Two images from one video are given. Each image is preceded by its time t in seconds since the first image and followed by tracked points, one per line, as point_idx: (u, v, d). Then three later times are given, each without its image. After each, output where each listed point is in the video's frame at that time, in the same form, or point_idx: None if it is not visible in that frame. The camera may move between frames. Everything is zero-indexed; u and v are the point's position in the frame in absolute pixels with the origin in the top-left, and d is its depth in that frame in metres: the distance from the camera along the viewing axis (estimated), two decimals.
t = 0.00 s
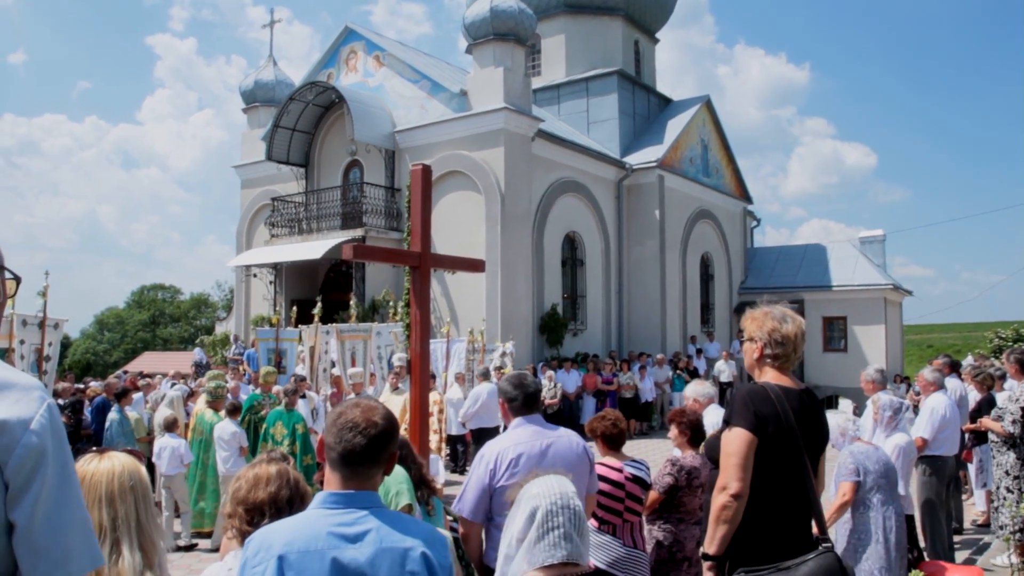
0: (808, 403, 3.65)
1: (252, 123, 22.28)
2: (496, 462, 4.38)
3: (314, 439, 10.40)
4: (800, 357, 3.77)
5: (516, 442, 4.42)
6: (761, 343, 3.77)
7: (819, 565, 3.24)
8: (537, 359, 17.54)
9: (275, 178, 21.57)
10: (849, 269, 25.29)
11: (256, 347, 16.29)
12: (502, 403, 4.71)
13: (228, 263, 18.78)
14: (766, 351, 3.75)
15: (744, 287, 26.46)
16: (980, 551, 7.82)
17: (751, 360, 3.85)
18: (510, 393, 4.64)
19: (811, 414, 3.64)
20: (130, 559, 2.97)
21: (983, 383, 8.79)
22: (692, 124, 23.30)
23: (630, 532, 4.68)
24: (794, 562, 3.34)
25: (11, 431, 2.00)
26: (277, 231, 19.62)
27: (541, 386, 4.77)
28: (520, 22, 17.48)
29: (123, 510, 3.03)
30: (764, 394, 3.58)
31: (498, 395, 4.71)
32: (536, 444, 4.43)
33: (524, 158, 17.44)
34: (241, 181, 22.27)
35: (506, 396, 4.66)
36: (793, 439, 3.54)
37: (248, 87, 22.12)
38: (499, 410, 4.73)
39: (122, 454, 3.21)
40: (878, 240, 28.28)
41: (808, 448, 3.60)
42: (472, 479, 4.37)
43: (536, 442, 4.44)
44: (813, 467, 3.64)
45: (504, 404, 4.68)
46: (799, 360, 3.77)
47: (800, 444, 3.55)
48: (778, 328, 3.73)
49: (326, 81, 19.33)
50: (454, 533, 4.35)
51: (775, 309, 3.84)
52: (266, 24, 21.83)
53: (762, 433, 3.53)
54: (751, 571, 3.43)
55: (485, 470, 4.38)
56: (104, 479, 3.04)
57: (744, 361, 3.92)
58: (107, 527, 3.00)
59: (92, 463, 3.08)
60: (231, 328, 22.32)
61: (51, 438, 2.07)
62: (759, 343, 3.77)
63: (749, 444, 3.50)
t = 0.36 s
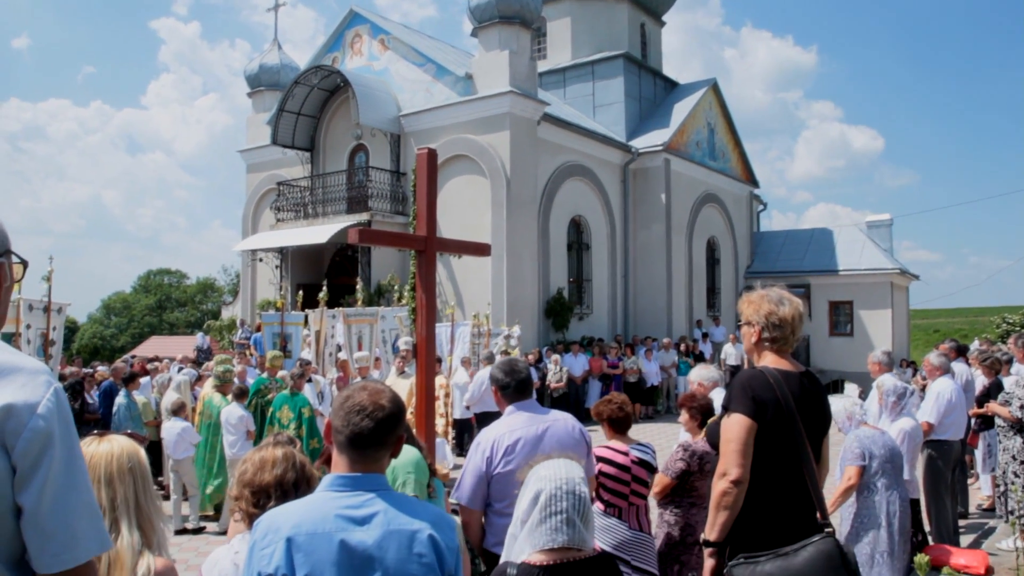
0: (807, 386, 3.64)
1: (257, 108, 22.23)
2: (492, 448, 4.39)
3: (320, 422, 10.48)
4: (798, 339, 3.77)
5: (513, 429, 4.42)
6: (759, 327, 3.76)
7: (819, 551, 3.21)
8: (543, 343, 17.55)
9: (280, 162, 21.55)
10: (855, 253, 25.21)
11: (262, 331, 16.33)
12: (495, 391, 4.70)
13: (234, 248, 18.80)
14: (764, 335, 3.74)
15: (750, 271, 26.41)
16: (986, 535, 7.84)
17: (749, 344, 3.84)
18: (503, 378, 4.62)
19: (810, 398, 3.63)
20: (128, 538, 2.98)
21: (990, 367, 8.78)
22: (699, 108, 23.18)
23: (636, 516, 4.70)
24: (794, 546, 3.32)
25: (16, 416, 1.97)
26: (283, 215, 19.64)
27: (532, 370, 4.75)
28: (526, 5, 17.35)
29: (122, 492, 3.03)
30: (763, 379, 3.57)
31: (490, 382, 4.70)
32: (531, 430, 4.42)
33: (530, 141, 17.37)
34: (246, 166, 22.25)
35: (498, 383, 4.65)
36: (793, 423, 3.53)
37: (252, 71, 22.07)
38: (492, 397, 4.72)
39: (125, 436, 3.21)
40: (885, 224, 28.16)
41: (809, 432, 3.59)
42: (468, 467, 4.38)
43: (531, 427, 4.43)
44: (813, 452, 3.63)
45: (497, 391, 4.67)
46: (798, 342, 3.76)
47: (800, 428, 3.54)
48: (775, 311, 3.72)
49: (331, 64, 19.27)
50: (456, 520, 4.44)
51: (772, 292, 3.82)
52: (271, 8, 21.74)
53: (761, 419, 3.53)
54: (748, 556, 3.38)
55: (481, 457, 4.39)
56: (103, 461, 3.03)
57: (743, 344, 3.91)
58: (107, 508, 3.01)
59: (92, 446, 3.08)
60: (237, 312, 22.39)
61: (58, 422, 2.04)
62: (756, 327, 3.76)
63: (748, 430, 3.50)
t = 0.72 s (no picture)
0: (820, 369, 3.62)
1: (265, 91, 22.21)
2: (500, 433, 4.40)
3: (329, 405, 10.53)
4: (811, 323, 3.74)
5: (522, 414, 4.42)
6: (771, 311, 3.74)
7: (829, 534, 3.21)
8: (551, 326, 17.55)
9: (288, 146, 21.54)
10: (865, 237, 25.08)
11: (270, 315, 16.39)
12: (506, 373, 4.70)
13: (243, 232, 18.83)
14: (776, 318, 3.72)
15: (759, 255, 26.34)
16: (994, 519, 7.85)
17: (762, 328, 3.82)
18: (513, 362, 4.63)
19: (823, 381, 3.61)
20: (133, 517, 2.83)
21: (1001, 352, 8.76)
22: (708, 90, 23.04)
23: (645, 499, 4.71)
24: (804, 530, 3.30)
25: (28, 399, 1.95)
26: (291, 199, 19.67)
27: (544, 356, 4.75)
28: None
29: (129, 472, 2.91)
30: (775, 362, 3.57)
31: (501, 365, 4.71)
32: (541, 414, 4.42)
33: (538, 124, 17.30)
34: (254, 150, 22.26)
35: (509, 366, 4.66)
36: (805, 407, 3.52)
37: (260, 55, 22.04)
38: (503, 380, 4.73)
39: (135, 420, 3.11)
40: (895, 208, 28.00)
41: (821, 416, 3.58)
42: (476, 451, 4.40)
43: (542, 412, 4.43)
44: (826, 436, 3.62)
45: (507, 373, 4.68)
46: (811, 326, 3.74)
47: (811, 412, 3.53)
48: (787, 294, 3.70)
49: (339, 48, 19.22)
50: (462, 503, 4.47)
51: (783, 276, 3.80)
52: None
53: (772, 402, 3.52)
54: (758, 539, 3.34)
55: (489, 441, 4.40)
56: (111, 443, 2.92)
57: (755, 328, 3.90)
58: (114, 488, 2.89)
59: (101, 429, 2.98)
60: (246, 296, 22.47)
61: (69, 406, 2.02)
62: (768, 310, 3.74)
63: (760, 413, 3.50)
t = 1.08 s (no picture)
0: (835, 354, 3.61)
1: (268, 76, 22.14)
2: (506, 417, 4.41)
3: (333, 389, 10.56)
4: (825, 308, 3.73)
5: (526, 398, 4.43)
6: (786, 295, 3.73)
7: (843, 516, 3.22)
8: (555, 311, 17.56)
9: (291, 131, 21.48)
10: (870, 222, 24.98)
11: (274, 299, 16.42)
12: (515, 356, 4.72)
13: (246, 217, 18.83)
14: (791, 303, 3.71)
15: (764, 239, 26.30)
16: (998, 503, 7.86)
17: (776, 313, 3.81)
18: (522, 346, 4.64)
19: (837, 366, 3.61)
20: (156, 500, 2.71)
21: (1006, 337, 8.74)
22: (713, 74, 22.90)
23: (648, 483, 4.72)
24: (818, 512, 3.32)
25: (31, 383, 1.94)
26: (294, 183, 19.67)
27: (554, 341, 4.75)
28: None
29: (151, 455, 2.78)
30: (790, 347, 3.56)
31: (512, 347, 4.72)
32: (545, 398, 4.43)
33: (542, 108, 17.22)
34: (257, 135, 22.22)
35: (518, 349, 4.67)
36: (819, 390, 3.52)
37: (262, 38, 21.96)
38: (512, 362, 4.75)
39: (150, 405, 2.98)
40: (900, 193, 27.89)
41: (834, 401, 3.58)
42: (481, 434, 4.41)
43: (546, 396, 4.44)
44: (839, 420, 3.62)
45: (516, 356, 4.69)
46: (825, 311, 3.73)
47: (825, 396, 3.53)
48: (801, 279, 3.68)
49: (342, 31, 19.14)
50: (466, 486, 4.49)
51: (798, 260, 3.79)
52: None
53: (788, 386, 3.52)
54: (773, 521, 3.35)
55: (494, 425, 4.42)
56: (132, 425, 2.79)
57: (769, 314, 3.89)
58: (134, 471, 2.76)
59: (119, 413, 2.84)
60: (250, 281, 22.51)
61: (74, 390, 2.02)
62: (783, 295, 3.73)
63: (776, 397, 3.49)
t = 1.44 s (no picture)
0: (851, 342, 3.61)
1: (273, 64, 22.13)
2: (511, 404, 4.42)
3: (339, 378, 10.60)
4: (842, 296, 3.72)
5: (532, 385, 4.44)
6: (803, 283, 3.72)
7: (859, 498, 3.23)
8: (561, 299, 17.55)
9: (297, 119, 21.47)
10: (878, 210, 24.88)
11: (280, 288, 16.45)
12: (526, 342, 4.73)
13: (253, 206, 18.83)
14: (808, 291, 3.70)
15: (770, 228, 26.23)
16: (1005, 492, 7.85)
17: (792, 301, 3.79)
18: (533, 333, 4.65)
19: (854, 354, 3.60)
20: (181, 488, 2.71)
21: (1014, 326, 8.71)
22: (720, 62, 22.78)
23: (654, 472, 4.74)
24: (834, 494, 3.32)
25: (37, 371, 1.95)
26: (301, 172, 19.69)
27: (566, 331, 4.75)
28: None
29: (175, 444, 2.79)
30: (807, 332, 3.56)
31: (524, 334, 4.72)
32: (551, 385, 4.43)
33: (549, 97, 17.16)
34: (263, 124, 22.22)
35: (530, 336, 4.67)
36: (836, 376, 3.52)
37: (268, 27, 21.95)
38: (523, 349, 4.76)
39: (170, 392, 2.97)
40: (908, 181, 27.75)
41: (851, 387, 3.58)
42: (487, 421, 4.42)
43: (552, 383, 4.45)
44: (854, 407, 3.61)
45: (527, 343, 4.70)
46: (841, 299, 3.72)
47: (842, 381, 3.53)
48: (819, 268, 3.68)
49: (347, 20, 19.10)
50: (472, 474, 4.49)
51: (816, 250, 3.78)
52: None
53: (805, 371, 3.52)
54: (790, 504, 3.35)
55: (500, 412, 4.43)
56: (155, 414, 2.79)
57: (785, 302, 3.87)
58: (159, 460, 2.77)
59: (141, 401, 2.83)
60: (256, 270, 22.57)
61: (79, 378, 2.02)
62: (800, 283, 3.72)
63: (793, 381, 3.49)
